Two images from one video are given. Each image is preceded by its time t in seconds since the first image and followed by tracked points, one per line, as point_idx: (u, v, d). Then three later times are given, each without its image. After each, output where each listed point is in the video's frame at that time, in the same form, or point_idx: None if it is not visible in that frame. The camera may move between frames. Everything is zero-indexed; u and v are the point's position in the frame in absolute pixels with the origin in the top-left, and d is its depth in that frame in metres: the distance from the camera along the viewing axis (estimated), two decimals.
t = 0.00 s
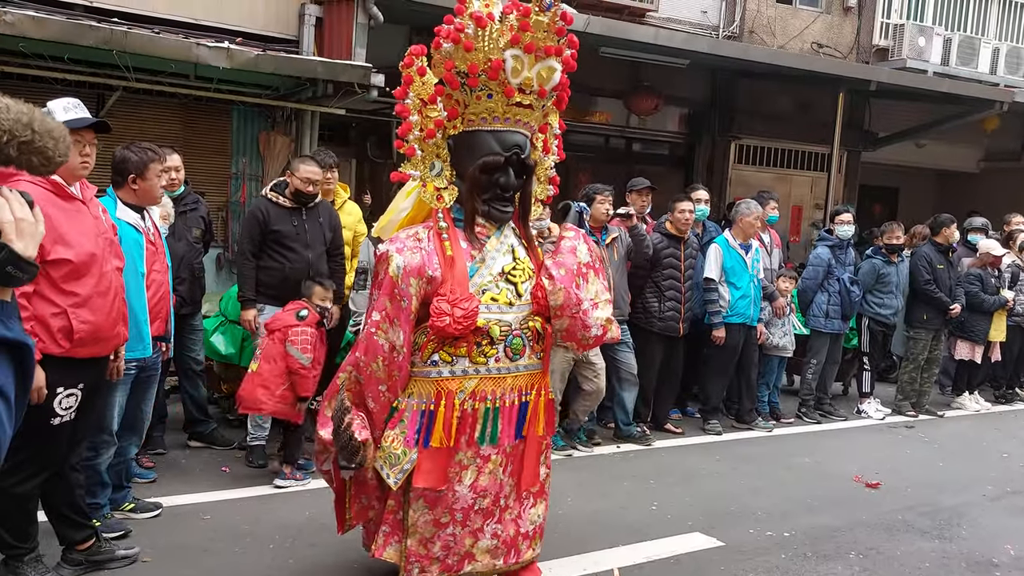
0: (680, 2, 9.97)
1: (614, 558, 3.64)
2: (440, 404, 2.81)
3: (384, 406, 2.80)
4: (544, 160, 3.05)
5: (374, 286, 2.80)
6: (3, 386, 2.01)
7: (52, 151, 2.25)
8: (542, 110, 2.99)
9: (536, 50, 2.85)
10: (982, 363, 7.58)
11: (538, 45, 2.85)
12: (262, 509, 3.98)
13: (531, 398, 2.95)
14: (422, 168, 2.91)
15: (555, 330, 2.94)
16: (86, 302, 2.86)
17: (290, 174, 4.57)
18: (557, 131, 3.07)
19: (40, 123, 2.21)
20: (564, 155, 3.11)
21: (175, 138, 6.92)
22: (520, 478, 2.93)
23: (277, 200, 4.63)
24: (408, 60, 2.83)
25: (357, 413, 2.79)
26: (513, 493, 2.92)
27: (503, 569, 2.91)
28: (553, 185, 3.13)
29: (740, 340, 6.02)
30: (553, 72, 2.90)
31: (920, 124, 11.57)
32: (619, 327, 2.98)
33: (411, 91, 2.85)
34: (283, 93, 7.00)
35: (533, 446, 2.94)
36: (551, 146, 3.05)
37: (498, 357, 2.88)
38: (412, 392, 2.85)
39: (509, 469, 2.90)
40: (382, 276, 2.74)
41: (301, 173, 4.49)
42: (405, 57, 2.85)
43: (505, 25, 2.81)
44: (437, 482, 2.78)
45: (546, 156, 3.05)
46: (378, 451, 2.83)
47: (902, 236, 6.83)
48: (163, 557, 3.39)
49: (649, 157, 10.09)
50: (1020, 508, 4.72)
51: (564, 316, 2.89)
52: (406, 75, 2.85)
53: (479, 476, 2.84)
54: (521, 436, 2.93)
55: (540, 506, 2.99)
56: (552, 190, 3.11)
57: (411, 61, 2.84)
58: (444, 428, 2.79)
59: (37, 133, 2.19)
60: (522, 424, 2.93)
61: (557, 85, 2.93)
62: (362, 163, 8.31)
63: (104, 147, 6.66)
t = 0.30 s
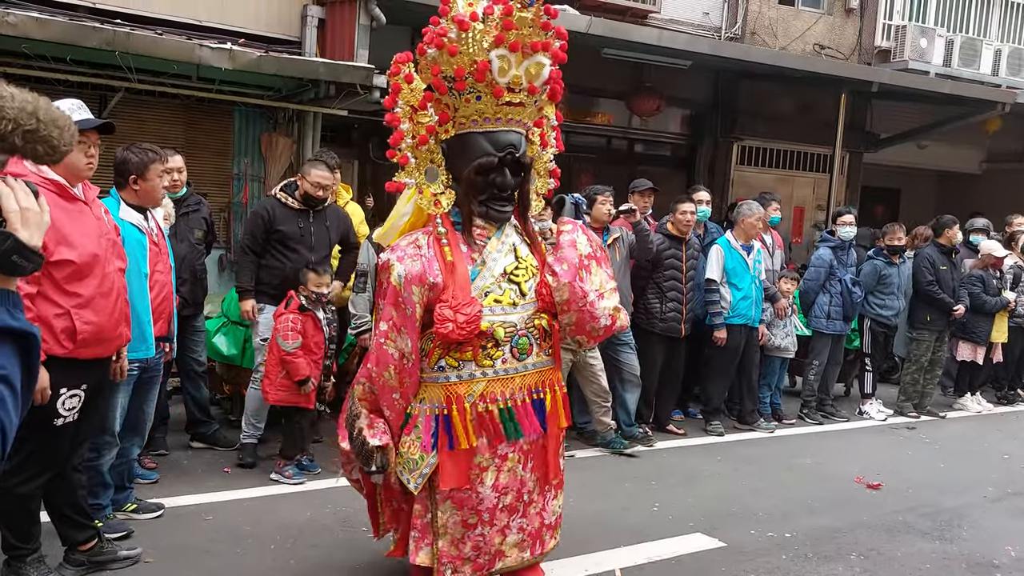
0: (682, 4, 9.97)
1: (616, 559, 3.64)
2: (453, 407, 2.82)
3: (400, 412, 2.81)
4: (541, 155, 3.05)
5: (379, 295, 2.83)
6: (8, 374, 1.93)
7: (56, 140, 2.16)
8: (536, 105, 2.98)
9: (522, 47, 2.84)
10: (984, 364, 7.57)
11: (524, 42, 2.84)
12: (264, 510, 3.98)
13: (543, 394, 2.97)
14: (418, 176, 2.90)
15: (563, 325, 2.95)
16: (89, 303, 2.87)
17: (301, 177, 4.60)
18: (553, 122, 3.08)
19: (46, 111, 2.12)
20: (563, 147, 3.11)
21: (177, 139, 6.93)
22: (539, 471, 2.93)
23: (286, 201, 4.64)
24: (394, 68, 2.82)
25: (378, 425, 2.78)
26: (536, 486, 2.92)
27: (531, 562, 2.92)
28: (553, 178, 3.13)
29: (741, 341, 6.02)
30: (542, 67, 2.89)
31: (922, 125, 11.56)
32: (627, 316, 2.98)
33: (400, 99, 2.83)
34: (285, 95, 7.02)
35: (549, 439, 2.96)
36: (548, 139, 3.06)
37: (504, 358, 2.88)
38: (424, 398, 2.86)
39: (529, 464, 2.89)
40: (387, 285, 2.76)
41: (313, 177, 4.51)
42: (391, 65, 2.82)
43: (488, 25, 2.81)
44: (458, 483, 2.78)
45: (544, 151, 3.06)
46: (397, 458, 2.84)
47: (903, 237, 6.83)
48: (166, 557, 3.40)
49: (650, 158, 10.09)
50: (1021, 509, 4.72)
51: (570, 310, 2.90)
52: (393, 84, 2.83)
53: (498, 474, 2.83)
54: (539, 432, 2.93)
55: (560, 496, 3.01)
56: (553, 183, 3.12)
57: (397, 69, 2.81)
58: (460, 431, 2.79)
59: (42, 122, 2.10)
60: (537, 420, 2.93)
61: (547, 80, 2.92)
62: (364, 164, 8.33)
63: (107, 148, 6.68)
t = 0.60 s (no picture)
0: (685, 4, 9.98)
1: (617, 559, 3.64)
2: (426, 404, 2.83)
3: (383, 403, 2.89)
4: (550, 157, 3.06)
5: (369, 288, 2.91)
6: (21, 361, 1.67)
7: (63, 128, 2.02)
8: (539, 105, 2.97)
9: (518, 47, 2.83)
10: (987, 364, 7.56)
11: (520, 41, 2.84)
12: (266, 509, 3.99)
13: (527, 400, 2.90)
14: (412, 172, 2.92)
15: (552, 331, 2.91)
16: (92, 302, 2.88)
17: (297, 174, 4.62)
18: (569, 126, 3.06)
19: (52, 98, 1.97)
20: (578, 150, 3.10)
21: (179, 140, 6.95)
22: (523, 476, 2.87)
23: (282, 198, 4.65)
24: (393, 66, 2.85)
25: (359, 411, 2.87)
26: (519, 491, 2.86)
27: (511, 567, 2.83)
28: (566, 182, 3.11)
29: (744, 342, 6.02)
30: (541, 67, 2.86)
31: (924, 126, 11.56)
32: (619, 321, 2.90)
33: (398, 96, 2.88)
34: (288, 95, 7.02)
35: (536, 447, 2.86)
36: (562, 142, 3.06)
37: (484, 359, 2.86)
38: (406, 391, 2.90)
39: (510, 468, 2.85)
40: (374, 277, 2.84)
41: (310, 174, 4.53)
42: (389, 63, 2.86)
43: (483, 24, 2.83)
44: (428, 478, 2.80)
45: (555, 154, 3.06)
46: (381, 448, 2.91)
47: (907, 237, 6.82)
48: (168, 556, 3.41)
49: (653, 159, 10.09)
50: None
51: (558, 315, 2.87)
52: (391, 81, 2.87)
53: (473, 473, 2.82)
54: (521, 436, 2.87)
55: (550, 505, 2.92)
56: (565, 187, 3.10)
57: (395, 67, 2.85)
58: (429, 429, 2.79)
59: (48, 111, 1.95)
60: (518, 425, 2.86)
61: (546, 80, 2.90)
62: (366, 165, 8.35)
63: (109, 149, 6.70)
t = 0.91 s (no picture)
0: (688, 7, 9.98)
1: (619, 562, 3.64)
2: (417, 403, 2.87)
3: (374, 401, 2.92)
4: (557, 162, 3.06)
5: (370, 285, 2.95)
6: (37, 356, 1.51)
7: (80, 127, 1.86)
8: (546, 109, 2.97)
9: (524, 51, 2.84)
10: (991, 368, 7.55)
11: (525, 45, 2.84)
12: (269, 510, 4.00)
13: (519, 405, 2.90)
14: (414, 172, 2.94)
15: (548, 337, 2.90)
16: (97, 303, 2.88)
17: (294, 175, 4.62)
18: (578, 131, 3.06)
19: (68, 95, 1.79)
20: (586, 156, 3.10)
21: (184, 142, 6.97)
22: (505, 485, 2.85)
23: (279, 199, 4.66)
24: (399, 67, 2.87)
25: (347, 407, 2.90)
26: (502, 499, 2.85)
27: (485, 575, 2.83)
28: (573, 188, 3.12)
29: (748, 345, 6.01)
30: (547, 72, 2.86)
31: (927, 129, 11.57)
32: (615, 332, 2.87)
33: (403, 97, 2.88)
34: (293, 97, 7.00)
35: (523, 455, 2.84)
36: (569, 147, 3.06)
37: (478, 361, 2.87)
38: (399, 391, 2.93)
39: (493, 474, 2.85)
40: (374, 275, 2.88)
41: (306, 173, 4.54)
42: (396, 64, 2.87)
43: (488, 28, 2.82)
44: (403, 479, 2.79)
45: (561, 158, 3.06)
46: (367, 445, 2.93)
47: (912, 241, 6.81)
48: (171, 557, 3.41)
49: (657, 161, 10.09)
50: None
51: (553, 321, 2.86)
52: (397, 82, 2.88)
53: (455, 476, 2.83)
54: (507, 442, 2.85)
55: (535, 516, 2.89)
56: (571, 191, 3.11)
57: (401, 68, 2.86)
58: (417, 427, 2.82)
59: (65, 108, 1.77)
60: (506, 430, 2.86)
61: (552, 85, 2.89)
62: (370, 167, 8.37)
63: (114, 151, 6.72)
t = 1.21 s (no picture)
0: (688, 12, 9.99)
1: (617, 567, 3.64)
2: (444, 415, 2.82)
3: (389, 414, 2.84)
4: (548, 167, 3.05)
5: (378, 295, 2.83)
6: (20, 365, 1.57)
7: (67, 131, 1.91)
8: (546, 116, 2.99)
9: (540, 59, 2.86)
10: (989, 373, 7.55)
11: (542, 54, 2.86)
12: (267, 515, 3.99)
13: (536, 406, 2.97)
14: (425, 179, 2.89)
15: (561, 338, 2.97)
16: (94, 308, 2.88)
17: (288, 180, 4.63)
18: (562, 137, 3.06)
19: (56, 101, 1.87)
20: (569, 162, 3.09)
21: (183, 146, 6.98)
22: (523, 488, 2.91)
23: (272, 205, 4.66)
24: (410, 70, 2.81)
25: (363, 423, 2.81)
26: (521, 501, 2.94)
27: None
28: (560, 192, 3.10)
29: (747, 350, 6.01)
30: (558, 80, 2.91)
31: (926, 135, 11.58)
32: (626, 330, 2.97)
33: (414, 100, 2.81)
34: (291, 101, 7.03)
35: (539, 453, 2.95)
36: (555, 152, 3.05)
37: (503, 368, 2.88)
38: (417, 402, 2.88)
39: (512, 478, 2.90)
40: (388, 285, 2.77)
41: (300, 178, 4.55)
42: (407, 66, 2.82)
43: (510, 36, 2.82)
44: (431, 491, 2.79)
45: (550, 163, 3.05)
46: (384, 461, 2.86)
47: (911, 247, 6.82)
48: (168, 562, 3.41)
49: (657, 166, 10.10)
50: None
51: (569, 323, 2.91)
52: (408, 85, 2.82)
53: (479, 483, 2.84)
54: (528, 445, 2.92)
55: (547, 514, 3.00)
56: (557, 197, 3.09)
57: (414, 70, 2.81)
58: (445, 439, 2.79)
59: (51, 113, 1.84)
60: (529, 433, 2.93)
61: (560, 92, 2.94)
62: (369, 171, 8.39)
63: (113, 154, 6.72)
